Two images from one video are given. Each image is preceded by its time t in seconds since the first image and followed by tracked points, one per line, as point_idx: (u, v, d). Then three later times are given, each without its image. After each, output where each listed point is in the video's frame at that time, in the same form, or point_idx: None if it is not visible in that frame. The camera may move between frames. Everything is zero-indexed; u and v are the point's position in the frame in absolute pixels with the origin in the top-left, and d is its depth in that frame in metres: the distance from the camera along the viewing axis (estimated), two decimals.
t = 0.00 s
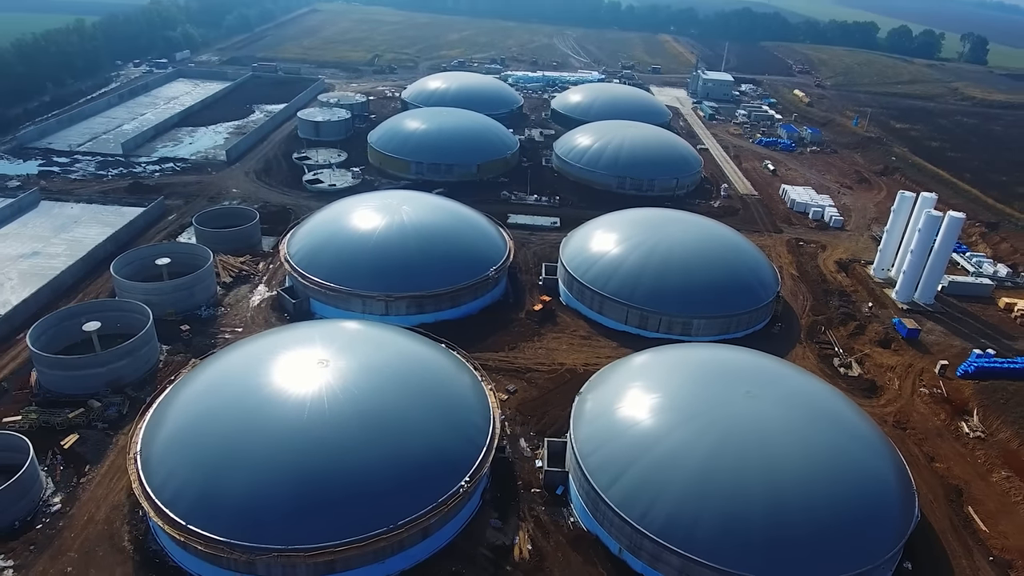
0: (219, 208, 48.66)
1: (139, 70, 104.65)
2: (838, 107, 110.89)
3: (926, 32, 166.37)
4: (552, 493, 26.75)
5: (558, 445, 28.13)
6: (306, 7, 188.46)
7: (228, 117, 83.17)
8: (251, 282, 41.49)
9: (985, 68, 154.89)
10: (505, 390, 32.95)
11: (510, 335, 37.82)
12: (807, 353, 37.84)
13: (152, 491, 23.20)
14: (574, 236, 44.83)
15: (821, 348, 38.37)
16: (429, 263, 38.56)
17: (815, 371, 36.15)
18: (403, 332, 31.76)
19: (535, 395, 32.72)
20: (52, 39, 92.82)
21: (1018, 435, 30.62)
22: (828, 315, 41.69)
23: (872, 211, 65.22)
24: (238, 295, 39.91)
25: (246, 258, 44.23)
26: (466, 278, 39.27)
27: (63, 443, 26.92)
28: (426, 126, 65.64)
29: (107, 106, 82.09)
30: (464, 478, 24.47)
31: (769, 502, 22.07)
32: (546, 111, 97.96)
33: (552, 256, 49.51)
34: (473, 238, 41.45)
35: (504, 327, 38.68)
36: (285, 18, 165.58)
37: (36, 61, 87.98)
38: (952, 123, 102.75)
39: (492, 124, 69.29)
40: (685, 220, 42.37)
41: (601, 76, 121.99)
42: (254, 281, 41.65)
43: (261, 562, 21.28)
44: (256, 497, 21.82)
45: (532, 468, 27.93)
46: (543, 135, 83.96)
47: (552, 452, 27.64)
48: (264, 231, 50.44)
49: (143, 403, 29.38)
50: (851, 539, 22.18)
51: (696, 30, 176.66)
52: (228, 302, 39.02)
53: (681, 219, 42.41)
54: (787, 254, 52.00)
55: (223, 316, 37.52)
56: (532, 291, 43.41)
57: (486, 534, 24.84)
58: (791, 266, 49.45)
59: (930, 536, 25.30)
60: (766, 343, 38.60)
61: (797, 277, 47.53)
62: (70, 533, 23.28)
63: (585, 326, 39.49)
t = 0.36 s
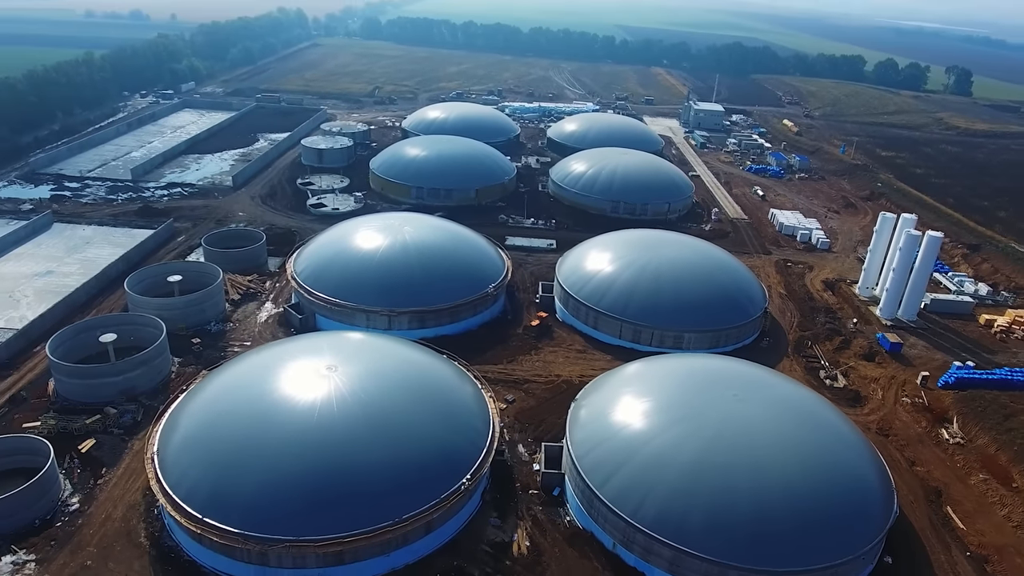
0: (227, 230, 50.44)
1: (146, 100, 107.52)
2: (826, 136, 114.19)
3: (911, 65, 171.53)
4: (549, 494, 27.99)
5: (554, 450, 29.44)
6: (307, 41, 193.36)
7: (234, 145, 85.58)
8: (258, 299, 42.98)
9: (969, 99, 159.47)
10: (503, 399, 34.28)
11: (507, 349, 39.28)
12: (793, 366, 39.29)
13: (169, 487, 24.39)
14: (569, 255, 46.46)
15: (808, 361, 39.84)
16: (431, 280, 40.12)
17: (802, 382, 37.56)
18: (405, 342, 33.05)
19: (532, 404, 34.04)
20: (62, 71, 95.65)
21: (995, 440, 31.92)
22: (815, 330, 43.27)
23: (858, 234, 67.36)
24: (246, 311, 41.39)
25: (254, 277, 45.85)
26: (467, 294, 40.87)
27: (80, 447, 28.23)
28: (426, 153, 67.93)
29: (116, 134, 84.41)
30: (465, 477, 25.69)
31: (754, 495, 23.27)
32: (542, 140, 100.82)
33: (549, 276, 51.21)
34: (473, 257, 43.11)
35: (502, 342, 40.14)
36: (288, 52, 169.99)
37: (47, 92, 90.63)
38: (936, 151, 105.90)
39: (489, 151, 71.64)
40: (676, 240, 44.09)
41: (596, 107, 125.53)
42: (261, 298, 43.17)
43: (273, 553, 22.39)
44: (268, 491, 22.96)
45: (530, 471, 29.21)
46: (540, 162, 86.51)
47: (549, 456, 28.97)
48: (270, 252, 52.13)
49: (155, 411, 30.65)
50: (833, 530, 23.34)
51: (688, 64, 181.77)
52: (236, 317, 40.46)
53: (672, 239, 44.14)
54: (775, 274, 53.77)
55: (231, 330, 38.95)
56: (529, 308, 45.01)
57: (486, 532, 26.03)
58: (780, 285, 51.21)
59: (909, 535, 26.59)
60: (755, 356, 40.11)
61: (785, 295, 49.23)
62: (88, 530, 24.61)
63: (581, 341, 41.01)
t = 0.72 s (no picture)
0: (236, 245, 52.28)
1: (152, 123, 110.23)
2: (815, 158, 117.20)
3: (899, 89, 175.90)
4: (548, 489, 29.49)
5: (552, 447, 30.98)
6: (309, 67, 197.40)
7: (239, 165, 87.93)
8: (267, 310, 44.65)
9: (956, 123, 163.36)
10: (503, 402, 35.82)
11: (507, 356, 40.91)
12: (781, 371, 40.94)
13: (187, 478, 25.73)
14: (565, 268, 48.21)
15: (795, 367, 41.50)
16: (434, 291, 41.81)
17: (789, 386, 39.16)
18: (409, 347, 34.57)
19: (531, 406, 35.60)
20: (73, 96, 98.41)
21: (973, 439, 33.52)
22: (802, 339, 45.00)
23: (846, 249, 69.48)
24: (255, 320, 43.05)
25: (262, 289, 47.57)
26: (467, 303, 42.60)
27: (100, 445, 29.66)
28: (427, 172, 70.13)
29: (125, 156, 86.72)
30: (468, 469, 27.13)
31: (741, 483, 24.71)
32: (539, 161, 103.51)
33: (546, 289, 53.03)
34: (473, 269, 44.88)
35: (502, 349, 41.78)
36: (289, 77, 173.66)
37: (58, 115, 93.12)
38: (922, 172, 108.74)
39: (488, 170, 73.90)
40: (668, 253, 45.91)
41: (591, 130, 128.71)
42: (270, 309, 44.85)
43: (287, 537, 23.74)
44: (282, 480, 24.30)
45: (529, 468, 30.73)
46: (537, 182, 88.91)
47: (547, 453, 30.50)
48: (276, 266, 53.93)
49: (171, 412, 32.14)
50: (815, 516, 24.77)
51: (681, 89, 186.23)
52: (246, 326, 42.09)
53: (664, 252, 45.96)
54: (765, 287, 55.65)
55: (242, 338, 40.56)
56: (527, 318, 46.76)
57: (487, 522, 27.50)
58: (769, 297, 53.06)
59: (888, 525, 28.11)
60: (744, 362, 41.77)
61: (774, 306, 51.03)
62: (110, 520, 26.08)
63: (577, 349, 42.69)
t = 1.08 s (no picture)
0: (246, 254, 53.97)
1: (160, 139, 112.54)
2: (808, 173, 119.53)
3: (891, 106, 179.29)
4: (547, 482, 30.90)
5: (552, 443, 32.42)
6: (312, 84, 200.71)
7: (246, 179, 89.99)
8: (276, 315, 46.21)
9: (947, 139, 166.29)
10: (505, 401, 37.29)
11: (508, 359, 42.42)
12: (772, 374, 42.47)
13: (207, 468, 27.07)
14: (564, 276, 49.82)
15: (785, 370, 43.03)
16: (437, 297, 43.39)
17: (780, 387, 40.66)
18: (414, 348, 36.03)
19: (531, 406, 37.07)
20: (83, 112, 100.81)
21: (955, 436, 34.97)
22: (792, 344, 46.58)
23: (837, 260, 71.26)
24: (264, 325, 44.60)
25: (271, 296, 49.18)
26: (469, 308, 44.16)
27: (119, 440, 31.03)
28: (429, 186, 72.04)
29: (134, 169, 88.78)
30: (472, 461, 28.53)
31: (731, 472, 26.08)
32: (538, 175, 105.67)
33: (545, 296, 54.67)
34: (475, 276, 46.50)
35: (503, 353, 43.28)
36: (293, 95, 176.81)
37: (69, 129, 95.39)
38: (913, 186, 110.98)
39: (489, 184, 75.86)
40: (663, 261, 47.62)
41: (589, 146, 131.25)
42: (278, 315, 46.41)
43: (302, 522, 25.07)
44: (297, 467, 25.67)
45: (529, 462, 32.16)
46: (536, 195, 90.95)
47: (547, 448, 31.93)
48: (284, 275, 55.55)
49: (187, 410, 33.59)
50: (801, 503, 26.16)
51: (678, 106, 189.57)
52: (256, 331, 43.63)
53: (659, 260, 47.65)
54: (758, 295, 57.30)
55: (253, 342, 42.08)
56: (527, 324, 48.34)
57: (490, 512, 28.87)
58: (762, 304, 54.70)
59: (872, 515, 29.51)
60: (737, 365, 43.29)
61: (766, 313, 52.64)
62: (131, 509, 27.41)
63: (575, 353, 44.22)
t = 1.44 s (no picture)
0: (255, 264, 55.83)
1: (168, 155, 115.01)
2: (802, 189, 122.03)
3: (883, 125, 182.75)
4: (548, 476, 32.45)
5: (552, 439, 34.03)
6: (314, 103, 204.22)
7: (252, 194, 92.18)
8: (286, 322, 47.96)
9: (938, 157, 169.44)
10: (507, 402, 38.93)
11: (509, 363, 44.10)
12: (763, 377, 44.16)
13: (225, 458, 28.62)
14: (563, 284, 51.64)
15: (776, 374, 44.70)
16: (441, 304, 45.15)
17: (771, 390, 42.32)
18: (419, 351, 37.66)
19: (532, 406, 38.71)
20: (94, 129, 103.30)
21: (937, 434, 36.61)
22: (783, 350, 48.30)
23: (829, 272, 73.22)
24: (275, 331, 46.34)
25: (280, 305, 50.93)
26: (472, 314, 45.93)
27: (140, 436, 32.58)
28: (432, 200, 74.13)
29: (143, 184, 90.95)
30: (476, 453, 30.09)
31: (720, 463, 27.62)
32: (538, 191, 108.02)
33: (545, 305, 56.47)
34: (477, 284, 48.32)
35: (504, 358, 44.96)
36: (297, 113, 180.08)
37: (80, 146, 97.76)
38: (903, 202, 113.48)
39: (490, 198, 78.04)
40: (658, 270, 49.49)
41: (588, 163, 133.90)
42: (288, 321, 48.16)
43: (316, 509, 26.57)
44: (312, 456, 27.20)
45: (530, 458, 33.74)
46: (536, 210, 93.12)
47: (547, 444, 33.53)
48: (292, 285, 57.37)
49: (204, 408, 35.20)
50: (787, 492, 27.68)
51: (675, 125, 193.01)
52: (268, 336, 45.36)
53: (655, 269, 49.50)
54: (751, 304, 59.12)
55: (264, 346, 43.78)
56: (528, 331, 50.09)
57: (493, 503, 30.39)
58: (755, 313, 56.50)
59: (856, 506, 31.04)
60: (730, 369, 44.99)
61: (759, 321, 54.43)
62: (153, 499, 28.91)
63: (574, 357, 45.92)
